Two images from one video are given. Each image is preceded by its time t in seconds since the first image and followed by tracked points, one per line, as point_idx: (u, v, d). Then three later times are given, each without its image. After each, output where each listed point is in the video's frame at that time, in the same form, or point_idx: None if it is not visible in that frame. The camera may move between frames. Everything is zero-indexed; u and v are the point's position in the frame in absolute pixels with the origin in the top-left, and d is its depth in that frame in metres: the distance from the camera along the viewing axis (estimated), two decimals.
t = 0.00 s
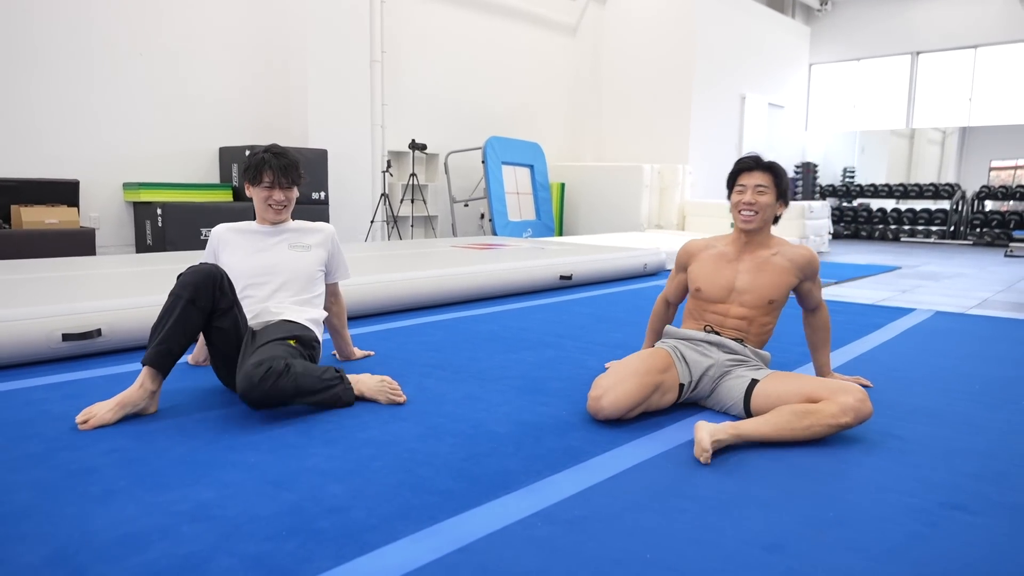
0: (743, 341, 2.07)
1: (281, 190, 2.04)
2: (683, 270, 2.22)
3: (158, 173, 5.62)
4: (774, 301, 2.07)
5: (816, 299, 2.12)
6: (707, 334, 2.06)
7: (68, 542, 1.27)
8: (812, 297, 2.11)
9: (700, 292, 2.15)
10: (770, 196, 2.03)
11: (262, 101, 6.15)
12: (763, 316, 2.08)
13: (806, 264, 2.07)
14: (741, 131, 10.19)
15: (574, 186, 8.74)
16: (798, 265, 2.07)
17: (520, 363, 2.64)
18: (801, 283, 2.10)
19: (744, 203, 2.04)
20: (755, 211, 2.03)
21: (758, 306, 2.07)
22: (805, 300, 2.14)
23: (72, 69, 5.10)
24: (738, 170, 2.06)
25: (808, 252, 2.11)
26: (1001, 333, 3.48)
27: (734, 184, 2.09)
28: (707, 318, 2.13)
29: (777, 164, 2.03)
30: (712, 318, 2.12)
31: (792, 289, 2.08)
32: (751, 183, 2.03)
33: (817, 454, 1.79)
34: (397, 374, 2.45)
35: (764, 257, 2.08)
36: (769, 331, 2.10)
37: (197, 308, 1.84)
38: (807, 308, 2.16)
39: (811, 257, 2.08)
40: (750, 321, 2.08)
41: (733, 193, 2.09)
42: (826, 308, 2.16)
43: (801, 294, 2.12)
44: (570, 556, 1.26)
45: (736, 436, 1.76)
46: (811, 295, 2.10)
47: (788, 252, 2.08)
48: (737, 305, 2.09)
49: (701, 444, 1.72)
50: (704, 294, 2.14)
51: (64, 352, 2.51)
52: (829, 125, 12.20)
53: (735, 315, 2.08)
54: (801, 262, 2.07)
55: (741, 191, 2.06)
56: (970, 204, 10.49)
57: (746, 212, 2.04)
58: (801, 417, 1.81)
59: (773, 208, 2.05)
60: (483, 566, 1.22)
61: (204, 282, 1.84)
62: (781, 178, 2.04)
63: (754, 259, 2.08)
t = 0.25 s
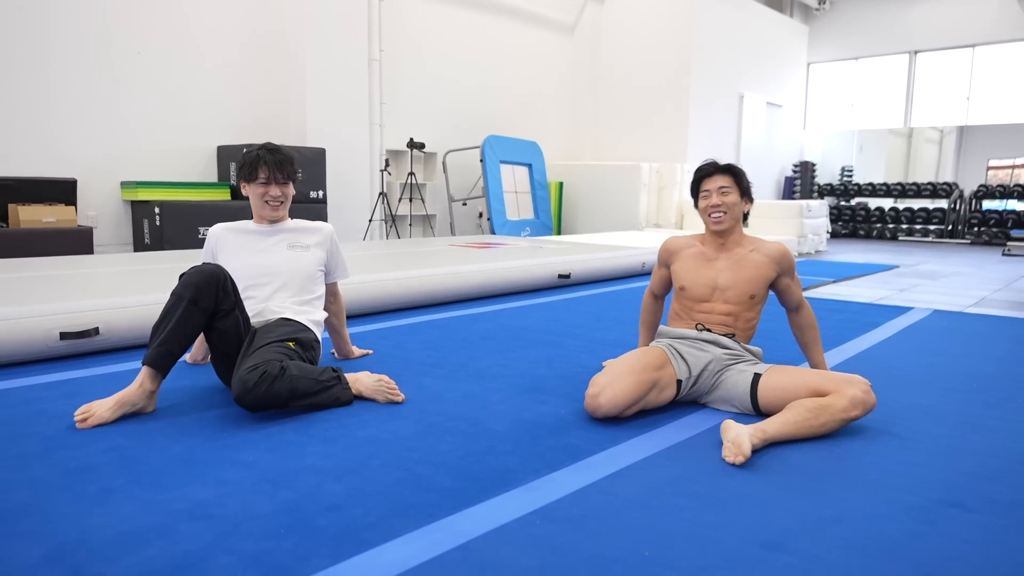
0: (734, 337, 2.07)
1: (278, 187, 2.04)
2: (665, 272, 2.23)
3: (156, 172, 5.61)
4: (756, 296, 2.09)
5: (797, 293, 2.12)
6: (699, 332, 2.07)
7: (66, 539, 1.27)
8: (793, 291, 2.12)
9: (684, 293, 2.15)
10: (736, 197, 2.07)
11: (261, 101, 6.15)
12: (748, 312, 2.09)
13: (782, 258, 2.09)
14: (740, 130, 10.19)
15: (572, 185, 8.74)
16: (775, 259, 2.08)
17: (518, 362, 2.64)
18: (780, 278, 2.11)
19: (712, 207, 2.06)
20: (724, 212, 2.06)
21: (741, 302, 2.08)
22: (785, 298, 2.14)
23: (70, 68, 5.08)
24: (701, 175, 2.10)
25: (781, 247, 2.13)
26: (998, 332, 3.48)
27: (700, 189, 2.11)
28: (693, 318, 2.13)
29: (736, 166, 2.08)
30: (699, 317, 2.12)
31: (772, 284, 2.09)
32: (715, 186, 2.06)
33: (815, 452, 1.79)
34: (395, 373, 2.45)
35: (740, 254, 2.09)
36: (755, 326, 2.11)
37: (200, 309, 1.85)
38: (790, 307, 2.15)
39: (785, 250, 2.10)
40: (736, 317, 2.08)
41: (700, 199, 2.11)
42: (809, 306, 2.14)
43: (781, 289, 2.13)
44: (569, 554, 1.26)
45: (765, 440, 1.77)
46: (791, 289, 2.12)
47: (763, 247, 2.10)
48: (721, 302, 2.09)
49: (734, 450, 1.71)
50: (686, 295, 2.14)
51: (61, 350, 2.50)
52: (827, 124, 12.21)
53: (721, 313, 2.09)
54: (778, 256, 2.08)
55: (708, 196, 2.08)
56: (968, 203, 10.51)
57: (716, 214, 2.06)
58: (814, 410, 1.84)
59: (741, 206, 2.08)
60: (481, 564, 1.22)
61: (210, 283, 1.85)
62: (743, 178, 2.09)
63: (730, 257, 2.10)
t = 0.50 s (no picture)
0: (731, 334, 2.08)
1: (277, 184, 2.04)
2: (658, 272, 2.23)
3: (154, 171, 5.60)
4: (749, 293, 2.09)
5: (790, 288, 2.12)
6: (698, 329, 2.07)
7: (65, 537, 1.26)
8: (786, 286, 2.12)
9: (677, 293, 2.15)
10: (723, 195, 2.06)
11: (259, 99, 6.14)
12: (742, 309, 2.09)
13: (772, 254, 2.08)
14: (738, 128, 10.20)
15: (571, 184, 8.74)
16: (766, 255, 2.07)
17: (517, 360, 2.65)
18: (772, 274, 2.10)
19: (700, 207, 2.06)
20: (711, 212, 2.06)
21: (735, 299, 2.08)
22: (778, 296, 2.14)
23: (68, 67, 5.08)
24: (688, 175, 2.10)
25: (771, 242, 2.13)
26: (996, 329, 3.49)
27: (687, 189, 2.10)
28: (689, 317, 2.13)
29: (721, 165, 2.08)
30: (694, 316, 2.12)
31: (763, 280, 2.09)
32: (702, 186, 2.06)
33: (814, 450, 1.80)
34: (393, 370, 2.45)
35: (730, 252, 2.09)
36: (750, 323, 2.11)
37: (202, 309, 1.84)
38: (784, 306, 2.14)
39: (775, 246, 2.10)
40: (731, 314, 2.08)
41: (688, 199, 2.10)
42: (803, 304, 2.13)
43: (773, 286, 2.12)
44: (567, 551, 1.27)
45: (764, 437, 1.78)
46: (784, 284, 2.11)
47: (753, 244, 2.10)
48: (715, 300, 2.10)
49: (738, 446, 1.71)
50: (680, 295, 2.15)
51: (59, 348, 2.50)
52: (825, 123, 12.23)
53: (716, 310, 2.09)
54: (768, 252, 2.08)
55: (695, 196, 2.08)
56: (966, 202, 10.52)
57: (704, 214, 2.06)
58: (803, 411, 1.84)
59: (728, 205, 2.08)
60: (480, 561, 1.22)
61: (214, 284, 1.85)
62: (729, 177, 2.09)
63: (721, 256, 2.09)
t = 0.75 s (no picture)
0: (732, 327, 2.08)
1: (286, 188, 2.01)
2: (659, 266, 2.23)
3: (148, 171, 5.57)
4: (752, 285, 2.08)
5: (793, 280, 2.11)
6: (701, 323, 2.07)
7: (63, 540, 1.25)
8: (789, 277, 2.10)
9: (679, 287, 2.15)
10: (725, 184, 2.04)
11: (253, 98, 6.12)
12: (745, 301, 2.08)
13: (775, 245, 2.07)
14: (734, 122, 10.18)
15: (567, 179, 8.72)
16: (767, 247, 2.07)
17: (517, 356, 2.63)
18: (773, 264, 2.09)
19: (701, 195, 2.04)
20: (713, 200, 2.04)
21: (737, 292, 2.08)
22: (781, 287, 2.13)
23: (59, 67, 5.03)
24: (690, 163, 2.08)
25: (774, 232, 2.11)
26: (996, 320, 3.48)
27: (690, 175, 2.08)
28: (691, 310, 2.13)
29: (724, 152, 2.06)
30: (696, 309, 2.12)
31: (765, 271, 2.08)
32: (705, 174, 2.04)
33: (818, 442, 1.78)
34: (392, 368, 2.44)
35: (732, 244, 2.08)
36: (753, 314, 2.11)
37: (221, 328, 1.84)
38: (787, 298, 2.14)
39: (777, 236, 2.09)
40: (734, 308, 2.08)
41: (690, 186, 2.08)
42: (805, 296, 2.13)
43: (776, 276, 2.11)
44: (572, 547, 1.25)
45: (767, 429, 1.77)
46: (788, 275, 2.10)
47: (755, 234, 2.08)
48: (718, 293, 2.09)
49: (739, 439, 1.71)
50: (682, 287, 2.14)
51: (56, 350, 2.48)
52: (821, 116, 12.22)
53: (719, 303, 2.09)
54: (769, 243, 2.07)
55: (698, 183, 2.06)
56: (962, 193, 10.52)
57: (706, 203, 2.04)
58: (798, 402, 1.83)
59: (731, 193, 2.05)
60: (484, 559, 1.21)
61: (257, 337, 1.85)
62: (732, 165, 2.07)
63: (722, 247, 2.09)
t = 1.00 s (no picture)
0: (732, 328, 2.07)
1: (292, 188, 2.02)
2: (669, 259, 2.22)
3: (149, 172, 5.58)
4: (760, 290, 2.07)
5: (803, 287, 2.10)
6: (699, 325, 2.07)
7: (65, 539, 1.25)
8: (799, 284, 2.09)
9: (686, 283, 2.14)
10: (755, 182, 2.00)
11: (254, 98, 6.12)
12: (749, 304, 2.08)
13: (791, 251, 2.05)
14: (734, 122, 10.19)
15: (567, 180, 8.72)
16: (782, 252, 2.05)
17: (517, 356, 2.63)
18: (785, 269, 2.08)
19: (730, 188, 2.01)
20: (740, 196, 2.00)
21: (743, 295, 2.07)
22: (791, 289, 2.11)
23: (60, 68, 5.04)
24: (725, 154, 2.03)
25: (791, 237, 2.09)
26: (996, 319, 3.49)
27: (723, 166, 2.04)
28: (695, 309, 2.13)
29: (764, 148, 2.01)
30: (700, 308, 2.12)
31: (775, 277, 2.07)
32: (738, 168, 2.00)
33: (817, 441, 1.79)
34: (393, 368, 2.44)
35: (749, 244, 2.06)
36: (756, 318, 2.10)
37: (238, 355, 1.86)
38: (796, 298, 2.13)
39: (796, 242, 2.06)
40: (738, 310, 2.08)
41: (720, 176, 2.04)
42: (815, 298, 2.12)
43: (786, 281, 2.10)
44: (571, 546, 1.26)
45: (765, 425, 1.76)
46: (798, 282, 2.09)
47: (773, 237, 2.06)
48: (724, 294, 2.09)
49: (735, 436, 1.71)
50: (690, 285, 2.14)
51: (57, 350, 2.48)
52: (821, 116, 12.23)
53: (723, 305, 2.09)
54: (785, 249, 2.05)
55: (730, 175, 2.02)
56: (962, 193, 10.52)
57: (731, 198, 2.01)
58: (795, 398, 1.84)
59: (759, 193, 2.02)
60: (484, 558, 1.22)
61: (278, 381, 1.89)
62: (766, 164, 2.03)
63: (737, 247, 2.07)
